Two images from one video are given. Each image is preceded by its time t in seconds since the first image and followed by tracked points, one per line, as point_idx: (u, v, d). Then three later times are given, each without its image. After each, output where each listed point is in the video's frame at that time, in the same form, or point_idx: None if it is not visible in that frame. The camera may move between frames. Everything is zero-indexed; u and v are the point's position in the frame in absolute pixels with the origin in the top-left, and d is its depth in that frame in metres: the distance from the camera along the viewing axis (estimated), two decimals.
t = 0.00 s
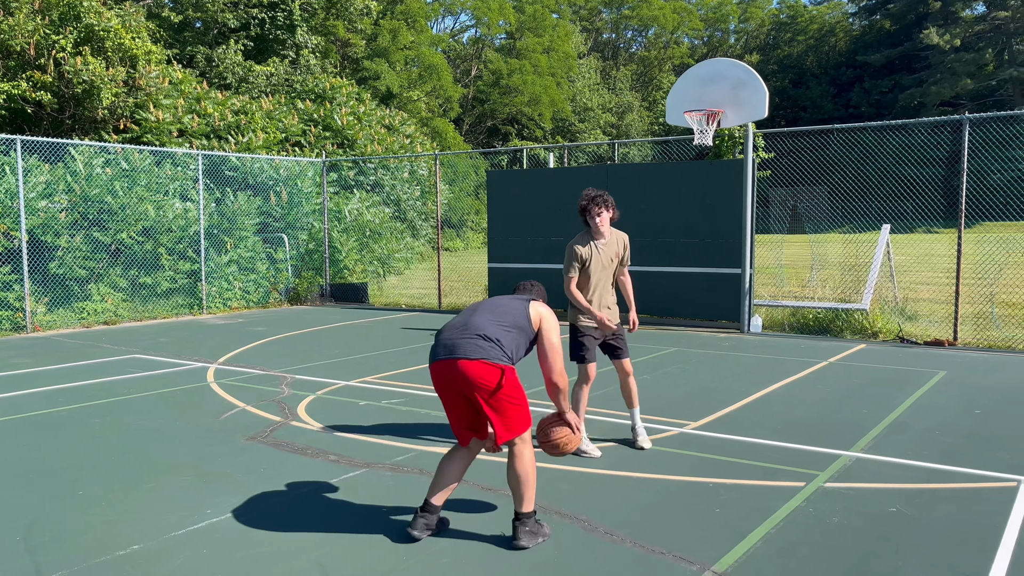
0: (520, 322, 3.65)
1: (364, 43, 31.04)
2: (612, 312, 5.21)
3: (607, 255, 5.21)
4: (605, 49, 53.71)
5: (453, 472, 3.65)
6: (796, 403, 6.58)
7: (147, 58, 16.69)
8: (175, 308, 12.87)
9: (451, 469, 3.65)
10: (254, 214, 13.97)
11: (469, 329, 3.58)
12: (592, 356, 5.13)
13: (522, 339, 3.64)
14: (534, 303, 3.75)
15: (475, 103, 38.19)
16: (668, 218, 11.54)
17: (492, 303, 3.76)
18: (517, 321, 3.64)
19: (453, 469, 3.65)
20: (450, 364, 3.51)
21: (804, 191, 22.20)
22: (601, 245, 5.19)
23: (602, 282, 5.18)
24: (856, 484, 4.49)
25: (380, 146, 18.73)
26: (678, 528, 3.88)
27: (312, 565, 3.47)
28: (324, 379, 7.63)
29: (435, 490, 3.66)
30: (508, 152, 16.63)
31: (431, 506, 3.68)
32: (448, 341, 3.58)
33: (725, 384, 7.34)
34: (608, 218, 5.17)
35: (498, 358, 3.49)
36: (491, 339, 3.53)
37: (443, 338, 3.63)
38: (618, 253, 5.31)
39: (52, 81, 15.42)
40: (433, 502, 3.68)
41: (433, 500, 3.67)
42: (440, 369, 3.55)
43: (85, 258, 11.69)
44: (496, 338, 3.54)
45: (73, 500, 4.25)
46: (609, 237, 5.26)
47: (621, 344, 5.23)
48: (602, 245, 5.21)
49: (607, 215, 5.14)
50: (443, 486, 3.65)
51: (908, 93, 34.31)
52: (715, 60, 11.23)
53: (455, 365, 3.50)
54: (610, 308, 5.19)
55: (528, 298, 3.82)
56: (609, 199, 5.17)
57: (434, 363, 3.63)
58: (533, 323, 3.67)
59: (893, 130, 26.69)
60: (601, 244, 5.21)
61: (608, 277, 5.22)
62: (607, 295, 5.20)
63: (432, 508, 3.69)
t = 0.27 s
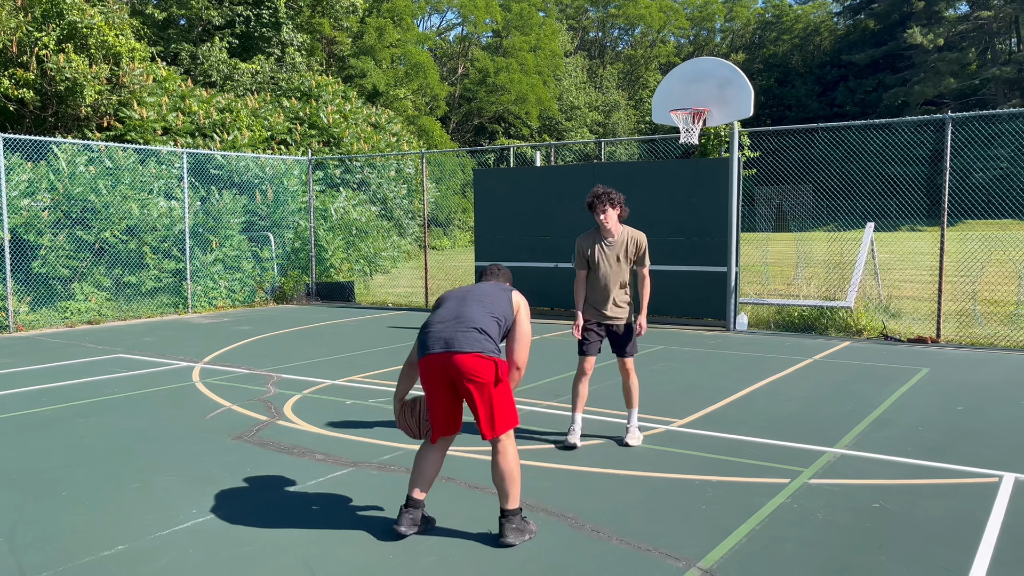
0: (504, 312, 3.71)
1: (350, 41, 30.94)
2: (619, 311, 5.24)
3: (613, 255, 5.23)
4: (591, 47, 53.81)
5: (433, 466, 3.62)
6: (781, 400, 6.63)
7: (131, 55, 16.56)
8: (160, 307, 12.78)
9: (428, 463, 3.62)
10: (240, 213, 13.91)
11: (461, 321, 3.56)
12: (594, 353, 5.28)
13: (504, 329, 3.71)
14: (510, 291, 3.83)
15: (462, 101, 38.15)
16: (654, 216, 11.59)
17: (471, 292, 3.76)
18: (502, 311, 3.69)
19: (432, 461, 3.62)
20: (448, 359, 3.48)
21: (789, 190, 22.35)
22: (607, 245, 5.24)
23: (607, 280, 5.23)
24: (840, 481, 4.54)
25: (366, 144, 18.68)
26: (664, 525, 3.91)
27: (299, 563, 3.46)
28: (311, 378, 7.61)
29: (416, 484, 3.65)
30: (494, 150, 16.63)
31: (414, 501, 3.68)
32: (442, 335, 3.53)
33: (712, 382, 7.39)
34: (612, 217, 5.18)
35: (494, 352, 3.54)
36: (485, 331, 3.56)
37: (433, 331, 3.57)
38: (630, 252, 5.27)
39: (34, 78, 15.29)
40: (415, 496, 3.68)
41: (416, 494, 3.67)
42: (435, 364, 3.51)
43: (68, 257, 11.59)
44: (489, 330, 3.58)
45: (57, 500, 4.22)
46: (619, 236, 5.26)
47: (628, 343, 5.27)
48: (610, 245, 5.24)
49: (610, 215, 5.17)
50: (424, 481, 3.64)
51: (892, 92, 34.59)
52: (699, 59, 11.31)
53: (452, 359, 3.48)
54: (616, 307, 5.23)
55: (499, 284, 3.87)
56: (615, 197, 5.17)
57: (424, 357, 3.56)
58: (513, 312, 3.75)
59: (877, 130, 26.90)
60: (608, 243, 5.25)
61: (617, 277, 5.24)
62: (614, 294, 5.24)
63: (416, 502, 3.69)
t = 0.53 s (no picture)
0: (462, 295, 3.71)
1: (339, 39, 30.85)
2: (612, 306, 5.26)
3: (603, 250, 5.29)
4: (581, 46, 53.87)
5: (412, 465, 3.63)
6: (770, 398, 6.67)
7: (117, 53, 16.44)
8: (148, 306, 12.70)
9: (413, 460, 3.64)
10: (228, 212, 13.85)
11: (428, 323, 3.58)
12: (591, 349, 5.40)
13: (467, 314, 3.73)
14: (468, 269, 3.77)
15: (451, 100, 38.10)
16: (644, 215, 11.63)
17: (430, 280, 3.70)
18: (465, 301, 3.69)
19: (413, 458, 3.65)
20: (421, 364, 3.53)
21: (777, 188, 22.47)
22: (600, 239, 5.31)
23: (599, 275, 5.29)
24: (828, 478, 4.57)
25: (355, 143, 18.63)
26: (654, 523, 3.93)
27: (289, 564, 3.46)
28: (300, 377, 7.59)
29: (404, 484, 3.64)
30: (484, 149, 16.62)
31: (403, 501, 3.68)
32: (413, 340, 3.55)
33: (701, 380, 7.43)
34: (604, 211, 5.22)
35: (463, 348, 3.61)
36: (452, 330, 3.59)
37: (401, 334, 3.57)
38: (623, 247, 5.26)
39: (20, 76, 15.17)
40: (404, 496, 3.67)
41: (404, 494, 3.66)
42: (407, 368, 3.55)
43: (55, 256, 11.51)
44: (456, 327, 3.62)
45: (45, 500, 4.20)
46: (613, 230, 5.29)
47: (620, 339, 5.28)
48: (602, 240, 5.30)
49: (600, 209, 5.20)
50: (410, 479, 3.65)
51: (880, 92, 34.80)
52: (686, 59, 11.37)
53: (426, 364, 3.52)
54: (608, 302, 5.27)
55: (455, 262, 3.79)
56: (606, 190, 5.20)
57: (394, 359, 3.59)
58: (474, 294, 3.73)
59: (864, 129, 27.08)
60: (602, 238, 5.31)
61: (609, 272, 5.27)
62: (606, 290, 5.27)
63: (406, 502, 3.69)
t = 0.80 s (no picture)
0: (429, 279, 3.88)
1: (333, 38, 30.81)
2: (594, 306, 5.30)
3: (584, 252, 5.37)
4: (575, 45, 53.91)
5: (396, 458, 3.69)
6: (763, 396, 6.69)
7: (110, 50, 16.38)
8: (141, 305, 12.66)
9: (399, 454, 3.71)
10: (221, 210, 13.80)
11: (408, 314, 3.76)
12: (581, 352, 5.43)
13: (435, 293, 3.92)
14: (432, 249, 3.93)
15: (445, 98, 38.06)
16: (637, 214, 11.64)
17: (399, 269, 3.83)
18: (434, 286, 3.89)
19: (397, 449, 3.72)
20: (406, 355, 3.71)
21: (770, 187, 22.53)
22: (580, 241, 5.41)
23: (581, 277, 5.36)
24: (821, 476, 4.59)
25: (349, 141, 18.61)
26: (648, 520, 3.94)
27: (283, 562, 3.45)
28: (294, 376, 7.58)
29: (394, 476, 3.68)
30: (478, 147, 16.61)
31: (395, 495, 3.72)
32: (398, 333, 3.70)
33: (695, 378, 7.44)
34: (582, 214, 5.33)
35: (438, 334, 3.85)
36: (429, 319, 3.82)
37: (384, 327, 3.71)
38: (600, 247, 5.30)
39: (12, 74, 15.10)
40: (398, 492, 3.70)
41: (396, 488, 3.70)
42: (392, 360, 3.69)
43: (47, 255, 11.45)
44: (431, 315, 3.84)
45: (37, 500, 4.18)
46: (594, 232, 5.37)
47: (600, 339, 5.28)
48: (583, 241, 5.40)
49: (579, 212, 5.32)
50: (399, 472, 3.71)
51: (873, 91, 34.91)
52: (680, 59, 11.42)
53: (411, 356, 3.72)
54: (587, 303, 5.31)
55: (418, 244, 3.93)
56: (585, 194, 5.30)
57: (377, 351, 3.70)
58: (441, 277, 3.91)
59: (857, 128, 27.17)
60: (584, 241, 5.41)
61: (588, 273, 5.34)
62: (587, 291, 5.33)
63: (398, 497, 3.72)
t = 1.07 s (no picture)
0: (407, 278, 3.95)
1: (331, 36, 30.81)
2: (571, 304, 5.44)
3: (561, 251, 5.51)
4: (573, 44, 53.92)
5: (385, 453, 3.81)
6: (761, 394, 6.70)
7: (108, 49, 16.37)
8: (140, 304, 12.66)
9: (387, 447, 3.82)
10: (219, 209, 13.79)
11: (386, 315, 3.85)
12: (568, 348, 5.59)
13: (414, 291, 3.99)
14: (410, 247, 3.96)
15: (443, 97, 38.05)
16: (635, 213, 11.64)
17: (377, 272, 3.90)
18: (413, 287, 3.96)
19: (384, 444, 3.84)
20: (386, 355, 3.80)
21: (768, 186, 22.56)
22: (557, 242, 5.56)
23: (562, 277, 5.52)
24: (819, 474, 4.60)
25: (347, 140, 18.62)
26: (646, 519, 3.94)
27: (281, 560, 3.45)
28: (292, 375, 7.58)
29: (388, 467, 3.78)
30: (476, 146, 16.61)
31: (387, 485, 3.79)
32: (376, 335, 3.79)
33: (693, 377, 7.45)
34: (557, 216, 5.47)
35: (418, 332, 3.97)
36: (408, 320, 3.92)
37: (363, 329, 3.81)
38: (572, 246, 5.42)
39: (10, 73, 15.08)
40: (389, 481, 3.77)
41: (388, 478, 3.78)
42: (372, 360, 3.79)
43: (45, 254, 11.45)
44: (410, 315, 3.93)
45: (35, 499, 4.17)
46: (569, 231, 5.47)
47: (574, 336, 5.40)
48: (561, 242, 5.53)
49: (555, 215, 5.47)
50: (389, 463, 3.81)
51: (870, 89, 34.95)
52: (678, 57, 11.42)
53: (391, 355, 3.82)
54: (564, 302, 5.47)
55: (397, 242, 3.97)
56: (559, 196, 5.42)
57: (357, 351, 3.80)
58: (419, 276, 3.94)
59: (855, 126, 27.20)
60: (561, 242, 5.54)
61: (567, 273, 5.49)
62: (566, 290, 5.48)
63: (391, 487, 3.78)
